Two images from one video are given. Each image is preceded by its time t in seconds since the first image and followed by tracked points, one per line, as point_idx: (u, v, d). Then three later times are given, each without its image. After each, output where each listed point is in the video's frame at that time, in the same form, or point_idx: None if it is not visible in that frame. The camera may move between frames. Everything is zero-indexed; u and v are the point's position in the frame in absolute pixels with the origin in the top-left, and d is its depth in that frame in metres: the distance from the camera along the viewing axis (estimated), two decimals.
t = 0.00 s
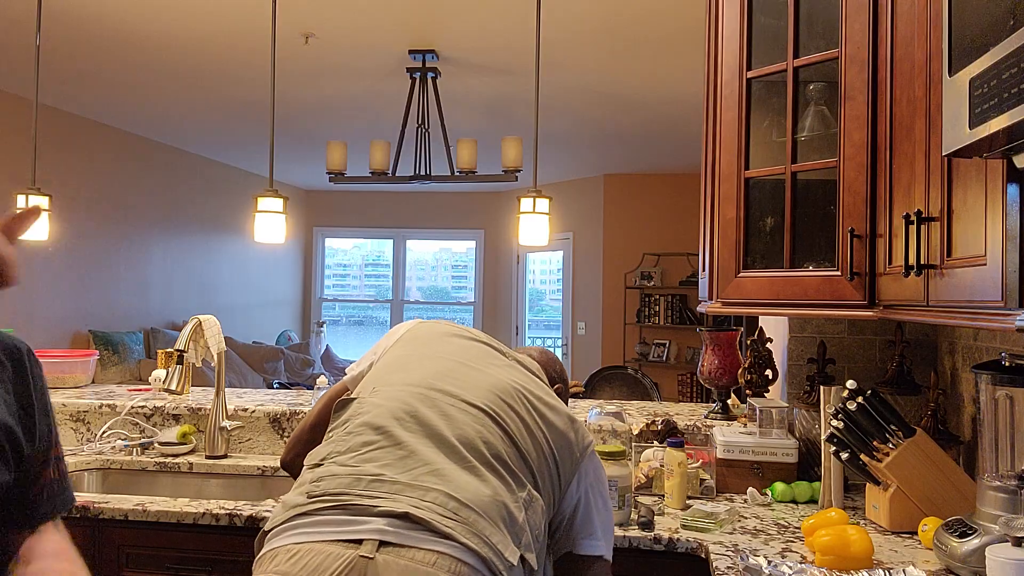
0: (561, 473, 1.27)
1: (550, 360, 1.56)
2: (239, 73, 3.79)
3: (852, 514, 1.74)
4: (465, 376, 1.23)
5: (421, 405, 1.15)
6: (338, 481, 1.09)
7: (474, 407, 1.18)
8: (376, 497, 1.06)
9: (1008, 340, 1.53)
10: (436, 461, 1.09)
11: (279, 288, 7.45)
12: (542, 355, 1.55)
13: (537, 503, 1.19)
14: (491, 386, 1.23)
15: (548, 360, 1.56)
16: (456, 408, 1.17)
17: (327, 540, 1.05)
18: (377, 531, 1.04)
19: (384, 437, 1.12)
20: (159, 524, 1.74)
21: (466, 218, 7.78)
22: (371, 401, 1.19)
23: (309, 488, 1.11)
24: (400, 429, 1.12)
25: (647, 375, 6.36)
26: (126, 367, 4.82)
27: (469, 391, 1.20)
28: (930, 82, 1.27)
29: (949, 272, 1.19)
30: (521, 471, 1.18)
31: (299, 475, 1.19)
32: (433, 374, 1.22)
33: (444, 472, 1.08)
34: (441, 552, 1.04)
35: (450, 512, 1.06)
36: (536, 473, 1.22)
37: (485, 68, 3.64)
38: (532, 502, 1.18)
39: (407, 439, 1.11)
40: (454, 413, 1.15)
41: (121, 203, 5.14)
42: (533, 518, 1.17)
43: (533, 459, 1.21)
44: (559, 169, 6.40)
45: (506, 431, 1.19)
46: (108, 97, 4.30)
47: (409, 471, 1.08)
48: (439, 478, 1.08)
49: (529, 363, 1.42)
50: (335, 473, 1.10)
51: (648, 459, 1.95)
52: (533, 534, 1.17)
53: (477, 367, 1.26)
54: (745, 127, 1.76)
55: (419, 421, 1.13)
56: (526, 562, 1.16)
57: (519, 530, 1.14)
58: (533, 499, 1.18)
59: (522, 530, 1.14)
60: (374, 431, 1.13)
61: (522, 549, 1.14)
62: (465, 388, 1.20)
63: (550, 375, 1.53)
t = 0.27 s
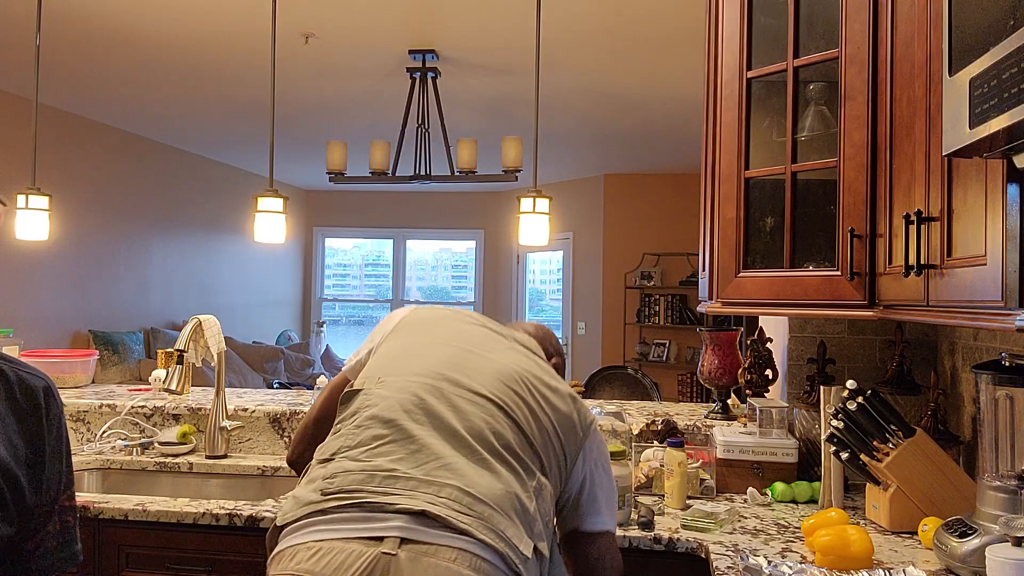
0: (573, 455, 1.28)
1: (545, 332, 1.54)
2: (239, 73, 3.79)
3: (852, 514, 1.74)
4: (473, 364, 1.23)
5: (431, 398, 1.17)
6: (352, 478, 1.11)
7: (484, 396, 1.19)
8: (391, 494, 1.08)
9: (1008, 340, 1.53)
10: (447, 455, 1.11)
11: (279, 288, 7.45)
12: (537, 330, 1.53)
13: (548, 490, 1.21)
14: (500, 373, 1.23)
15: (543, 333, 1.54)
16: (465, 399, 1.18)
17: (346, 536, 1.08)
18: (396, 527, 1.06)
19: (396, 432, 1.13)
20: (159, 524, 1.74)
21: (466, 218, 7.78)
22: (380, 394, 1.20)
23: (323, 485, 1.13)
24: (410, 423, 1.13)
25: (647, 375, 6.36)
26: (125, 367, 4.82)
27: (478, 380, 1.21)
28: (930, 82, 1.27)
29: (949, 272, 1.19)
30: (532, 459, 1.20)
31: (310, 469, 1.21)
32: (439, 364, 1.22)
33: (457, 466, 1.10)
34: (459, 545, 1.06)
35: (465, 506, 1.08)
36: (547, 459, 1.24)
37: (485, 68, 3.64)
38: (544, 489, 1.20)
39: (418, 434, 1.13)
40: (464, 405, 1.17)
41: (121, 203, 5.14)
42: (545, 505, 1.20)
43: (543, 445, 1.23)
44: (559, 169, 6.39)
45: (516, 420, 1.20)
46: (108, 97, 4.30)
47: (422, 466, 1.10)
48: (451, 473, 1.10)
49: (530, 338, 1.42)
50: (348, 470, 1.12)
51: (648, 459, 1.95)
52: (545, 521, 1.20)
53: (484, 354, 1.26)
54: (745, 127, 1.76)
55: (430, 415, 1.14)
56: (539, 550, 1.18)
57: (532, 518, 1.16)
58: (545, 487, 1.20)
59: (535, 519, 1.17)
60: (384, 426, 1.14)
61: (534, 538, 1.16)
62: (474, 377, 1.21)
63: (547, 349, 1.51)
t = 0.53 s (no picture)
0: (575, 426, 1.32)
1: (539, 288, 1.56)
2: (239, 73, 3.79)
3: (852, 514, 1.74)
4: (475, 348, 1.25)
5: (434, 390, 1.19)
6: (360, 479, 1.16)
7: (487, 384, 1.21)
8: (400, 496, 1.13)
9: (1008, 340, 1.53)
10: (453, 451, 1.16)
11: (279, 288, 7.44)
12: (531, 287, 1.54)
13: (554, 470, 1.26)
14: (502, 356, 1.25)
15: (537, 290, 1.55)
16: (468, 390, 1.20)
17: (363, 536, 1.15)
18: (410, 527, 1.13)
19: (402, 429, 1.17)
20: (159, 524, 1.74)
21: (466, 218, 7.78)
22: (383, 387, 1.22)
23: (334, 484, 1.19)
24: (415, 420, 1.17)
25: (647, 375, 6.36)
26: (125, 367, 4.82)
27: (480, 367, 1.23)
28: (930, 82, 1.27)
29: (949, 271, 1.19)
30: (537, 443, 1.24)
31: (317, 463, 1.26)
32: (440, 351, 1.24)
33: (463, 462, 1.15)
34: (470, 539, 1.13)
35: (472, 503, 1.14)
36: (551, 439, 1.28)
37: (485, 68, 3.64)
38: (550, 471, 1.25)
39: (423, 431, 1.16)
40: (466, 397, 1.20)
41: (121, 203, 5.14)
42: (551, 486, 1.25)
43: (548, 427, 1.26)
44: (559, 168, 6.39)
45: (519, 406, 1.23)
46: (107, 97, 4.30)
47: (429, 464, 1.15)
48: (458, 469, 1.15)
49: (525, 301, 1.42)
50: (358, 470, 1.17)
51: (648, 459, 1.95)
52: (551, 502, 1.25)
53: (485, 335, 1.27)
54: (745, 127, 1.76)
55: (434, 410, 1.18)
56: (548, 531, 1.25)
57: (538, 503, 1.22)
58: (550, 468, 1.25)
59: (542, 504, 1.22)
60: (390, 422, 1.18)
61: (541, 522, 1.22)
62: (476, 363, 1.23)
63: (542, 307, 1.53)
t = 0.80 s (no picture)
0: (564, 410, 1.34)
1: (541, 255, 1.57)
2: (239, 73, 3.79)
3: (852, 514, 1.74)
4: (458, 342, 1.26)
5: (417, 392, 1.21)
6: (345, 488, 1.20)
7: (470, 380, 1.23)
8: (384, 502, 1.16)
9: (1008, 340, 1.53)
10: (435, 452, 1.18)
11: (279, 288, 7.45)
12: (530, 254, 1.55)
13: (542, 459, 1.28)
14: (486, 349, 1.26)
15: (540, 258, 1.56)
16: (451, 388, 1.22)
17: (353, 540, 1.18)
18: (395, 531, 1.16)
19: (385, 433, 1.19)
20: (159, 525, 1.74)
21: (466, 218, 7.78)
22: (368, 391, 1.24)
23: (322, 494, 1.22)
24: (397, 424, 1.19)
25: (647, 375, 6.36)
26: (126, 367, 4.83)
27: (463, 363, 1.24)
28: (930, 81, 1.27)
29: (949, 271, 1.19)
30: (523, 433, 1.26)
31: (311, 471, 1.29)
32: (422, 350, 1.25)
33: (445, 463, 1.18)
34: (452, 538, 1.16)
35: (454, 504, 1.16)
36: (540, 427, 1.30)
37: (485, 69, 3.64)
38: (538, 461, 1.27)
39: (406, 435, 1.19)
40: (448, 395, 1.21)
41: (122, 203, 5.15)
42: (539, 476, 1.28)
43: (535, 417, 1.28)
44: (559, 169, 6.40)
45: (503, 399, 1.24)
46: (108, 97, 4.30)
47: (412, 468, 1.18)
48: (441, 471, 1.17)
49: (515, 280, 1.43)
50: (344, 478, 1.20)
51: (648, 459, 1.95)
52: (540, 492, 1.28)
53: (469, 328, 1.28)
54: (745, 127, 1.76)
55: (416, 412, 1.20)
56: (538, 521, 1.28)
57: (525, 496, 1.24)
58: (538, 457, 1.27)
59: (529, 496, 1.25)
60: (374, 427, 1.20)
61: (528, 513, 1.25)
62: (459, 358, 1.24)
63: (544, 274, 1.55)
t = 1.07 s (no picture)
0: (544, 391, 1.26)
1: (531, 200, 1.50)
2: (240, 74, 3.79)
3: (852, 513, 1.74)
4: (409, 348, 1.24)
5: (374, 410, 1.25)
6: (321, 509, 1.27)
7: (423, 388, 1.23)
8: (346, 520, 1.22)
9: (1008, 339, 1.53)
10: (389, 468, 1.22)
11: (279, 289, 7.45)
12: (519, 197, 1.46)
13: (508, 454, 1.22)
14: (437, 351, 1.23)
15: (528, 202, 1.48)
16: (405, 400, 1.23)
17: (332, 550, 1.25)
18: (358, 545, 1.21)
19: (350, 452, 1.26)
20: (158, 524, 1.74)
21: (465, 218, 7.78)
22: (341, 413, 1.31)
23: (310, 514, 1.31)
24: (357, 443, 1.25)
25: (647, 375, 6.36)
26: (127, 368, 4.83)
27: (416, 371, 1.23)
28: (930, 81, 1.27)
29: (949, 271, 1.19)
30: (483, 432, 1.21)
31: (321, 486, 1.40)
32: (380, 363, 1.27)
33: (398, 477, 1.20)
34: (406, 552, 1.18)
35: (404, 518, 1.18)
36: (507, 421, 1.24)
37: (486, 69, 3.64)
38: (502, 458, 1.22)
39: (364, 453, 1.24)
40: (402, 407, 1.23)
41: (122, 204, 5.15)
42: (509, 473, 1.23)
43: (499, 412, 1.23)
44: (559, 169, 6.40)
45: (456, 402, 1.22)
46: (109, 97, 4.31)
47: (369, 486, 1.22)
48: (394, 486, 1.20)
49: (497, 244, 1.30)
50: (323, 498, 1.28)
51: (648, 459, 1.95)
52: (510, 486, 1.23)
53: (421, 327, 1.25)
54: (745, 127, 1.76)
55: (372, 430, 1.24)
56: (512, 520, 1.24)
57: (486, 497, 1.21)
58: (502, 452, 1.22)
59: (493, 498, 1.22)
60: (343, 447, 1.27)
61: (491, 513, 1.21)
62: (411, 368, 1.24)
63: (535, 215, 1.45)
